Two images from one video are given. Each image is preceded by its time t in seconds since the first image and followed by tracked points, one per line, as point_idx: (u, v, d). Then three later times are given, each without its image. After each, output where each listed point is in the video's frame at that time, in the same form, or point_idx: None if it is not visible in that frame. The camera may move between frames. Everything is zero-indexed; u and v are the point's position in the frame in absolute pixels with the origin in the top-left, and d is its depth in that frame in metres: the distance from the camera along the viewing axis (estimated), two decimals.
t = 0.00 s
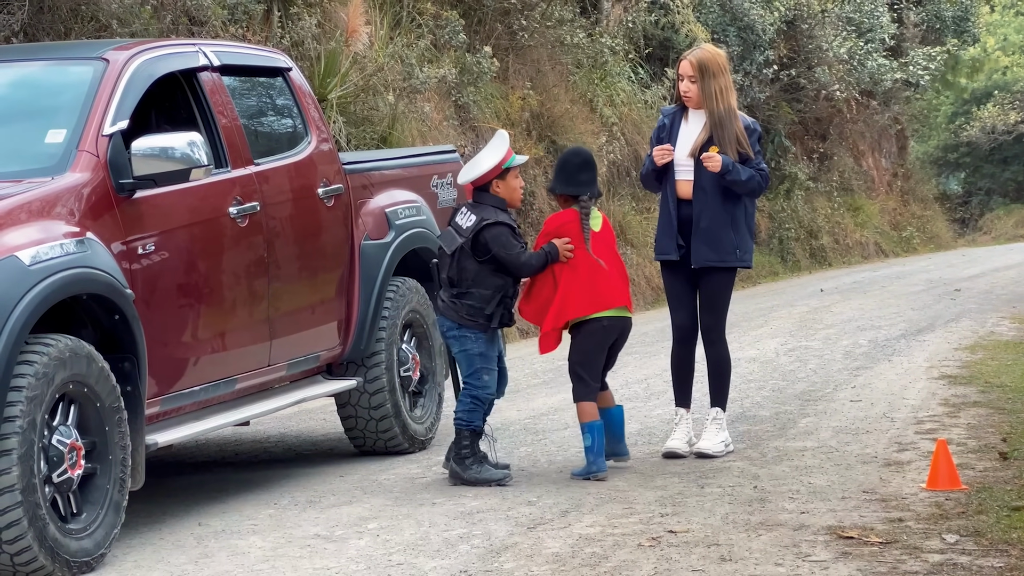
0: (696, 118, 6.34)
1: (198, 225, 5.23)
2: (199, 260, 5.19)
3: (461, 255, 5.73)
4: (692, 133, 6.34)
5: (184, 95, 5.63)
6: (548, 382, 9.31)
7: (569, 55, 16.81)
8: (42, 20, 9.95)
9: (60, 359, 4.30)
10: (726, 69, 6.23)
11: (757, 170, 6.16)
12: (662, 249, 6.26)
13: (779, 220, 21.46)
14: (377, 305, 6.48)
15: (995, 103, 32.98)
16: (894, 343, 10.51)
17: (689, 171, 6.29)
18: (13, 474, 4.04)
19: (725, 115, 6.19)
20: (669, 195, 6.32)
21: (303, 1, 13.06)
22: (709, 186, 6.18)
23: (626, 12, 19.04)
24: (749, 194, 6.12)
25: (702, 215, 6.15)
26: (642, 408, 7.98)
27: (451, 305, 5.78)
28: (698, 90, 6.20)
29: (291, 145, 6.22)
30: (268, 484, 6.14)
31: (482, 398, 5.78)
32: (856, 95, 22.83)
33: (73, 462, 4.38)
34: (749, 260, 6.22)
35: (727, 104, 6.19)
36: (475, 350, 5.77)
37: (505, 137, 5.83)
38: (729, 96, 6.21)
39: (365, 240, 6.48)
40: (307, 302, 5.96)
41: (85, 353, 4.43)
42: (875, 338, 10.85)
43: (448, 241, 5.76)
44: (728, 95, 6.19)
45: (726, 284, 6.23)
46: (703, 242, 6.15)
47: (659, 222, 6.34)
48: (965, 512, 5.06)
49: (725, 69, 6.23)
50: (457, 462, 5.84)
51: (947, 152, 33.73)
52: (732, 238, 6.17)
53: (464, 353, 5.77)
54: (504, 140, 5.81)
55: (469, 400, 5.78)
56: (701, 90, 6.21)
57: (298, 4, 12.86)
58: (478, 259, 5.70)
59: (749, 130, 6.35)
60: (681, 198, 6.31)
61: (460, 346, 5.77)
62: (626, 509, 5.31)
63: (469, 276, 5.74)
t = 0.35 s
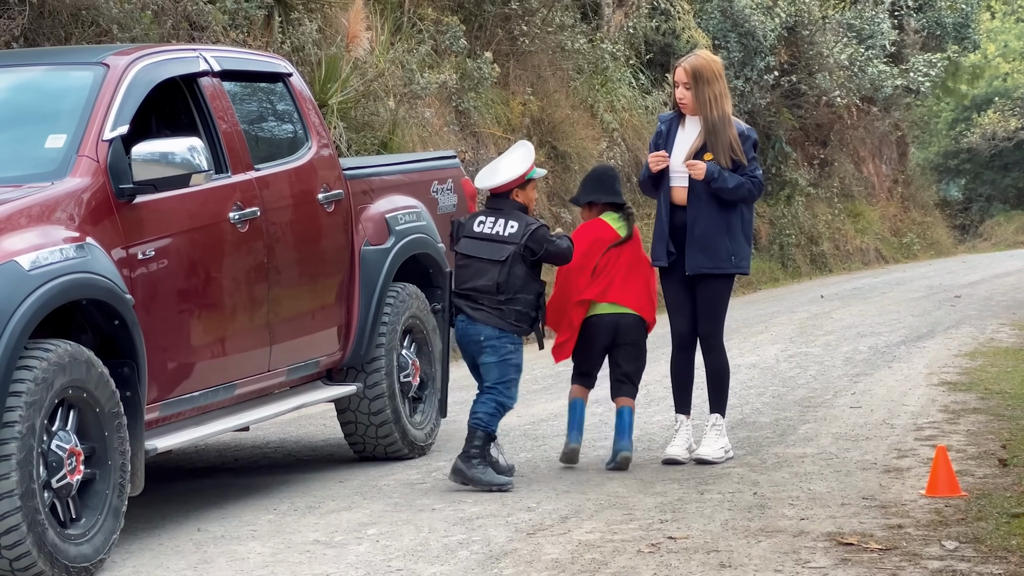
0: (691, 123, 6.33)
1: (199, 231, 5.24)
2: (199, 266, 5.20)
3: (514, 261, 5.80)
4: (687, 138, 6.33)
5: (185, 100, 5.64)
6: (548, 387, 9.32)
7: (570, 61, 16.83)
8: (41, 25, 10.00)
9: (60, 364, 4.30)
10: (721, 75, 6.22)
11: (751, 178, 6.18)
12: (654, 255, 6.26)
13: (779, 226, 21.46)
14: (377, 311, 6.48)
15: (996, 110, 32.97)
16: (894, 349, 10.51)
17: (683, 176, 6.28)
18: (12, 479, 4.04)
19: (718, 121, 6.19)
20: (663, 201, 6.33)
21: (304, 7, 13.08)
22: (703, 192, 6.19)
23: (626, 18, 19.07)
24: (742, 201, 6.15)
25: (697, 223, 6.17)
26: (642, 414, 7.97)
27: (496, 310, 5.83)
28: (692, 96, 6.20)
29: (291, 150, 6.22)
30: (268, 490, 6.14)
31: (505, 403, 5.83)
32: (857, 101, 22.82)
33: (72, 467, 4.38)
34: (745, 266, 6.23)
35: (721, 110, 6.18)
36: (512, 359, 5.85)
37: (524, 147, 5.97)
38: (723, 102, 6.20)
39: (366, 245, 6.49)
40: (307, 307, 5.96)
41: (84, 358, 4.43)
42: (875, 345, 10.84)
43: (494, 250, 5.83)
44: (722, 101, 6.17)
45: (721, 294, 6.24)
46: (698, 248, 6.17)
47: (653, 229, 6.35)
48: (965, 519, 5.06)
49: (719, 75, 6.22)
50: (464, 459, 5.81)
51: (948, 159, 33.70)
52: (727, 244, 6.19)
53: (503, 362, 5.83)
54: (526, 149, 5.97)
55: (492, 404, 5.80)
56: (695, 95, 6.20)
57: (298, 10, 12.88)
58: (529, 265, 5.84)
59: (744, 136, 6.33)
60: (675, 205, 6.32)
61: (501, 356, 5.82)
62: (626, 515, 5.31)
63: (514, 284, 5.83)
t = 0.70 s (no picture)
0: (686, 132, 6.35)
1: (199, 236, 5.24)
2: (198, 271, 5.21)
3: (529, 269, 6.03)
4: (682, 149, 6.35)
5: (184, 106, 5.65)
6: (547, 393, 9.32)
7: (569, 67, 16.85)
8: (41, 30, 10.01)
9: (59, 369, 4.30)
10: (711, 84, 6.24)
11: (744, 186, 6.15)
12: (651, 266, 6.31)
13: (779, 232, 21.48)
14: (376, 317, 6.49)
15: (995, 116, 32.99)
16: (893, 356, 10.51)
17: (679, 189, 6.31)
18: (11, 484, 4.03)
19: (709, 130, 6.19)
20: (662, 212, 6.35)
21: (304, 12, 13.09)
22: (697, 202, 6.19)
23: (626, 24, 19.16)
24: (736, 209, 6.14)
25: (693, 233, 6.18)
26: (642, 421, 7.97)
27: (529, 318, 6.01)
28: (680, 107, 6.24)
29: (290, 156, 6.23)
30: (266, 495, 6.14)
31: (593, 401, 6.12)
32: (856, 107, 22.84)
33: (71, 472, 4.38)
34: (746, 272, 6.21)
35: (711, 118, 6.18)
36: (567, 358, 5.99)
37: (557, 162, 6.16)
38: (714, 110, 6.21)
39: (365, 251, 6.50)
40: (306, 313, 5.97)
41: (83, 363, 4.43)
42: (874, 351, 10.85)
43: (516, 258, 6.06)
44: (712, 111, 6.19)
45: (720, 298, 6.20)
46: (695, 258, 6.18)
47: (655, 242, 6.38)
48: (963, 525, 5.06)
49: (710, 83, 6.24)
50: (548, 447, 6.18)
51: (947, 165, 33.68)
52: (726, 251, 6.17)
53: (562, 365, 5.99)
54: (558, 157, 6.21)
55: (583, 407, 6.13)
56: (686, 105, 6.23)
57: (298, 15, 12.90)
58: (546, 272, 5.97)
59: (737, 143, 6.30)
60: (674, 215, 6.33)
61: (556, 360, 5.98)
62: (624, 522, 5.31)
63: (540, 289, 6.01)
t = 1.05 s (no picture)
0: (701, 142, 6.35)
1: (200, 241, 5.25)
2: (199, 275, 5.21)
3: (567, 270, 6.21)
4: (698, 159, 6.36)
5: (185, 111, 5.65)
6: (548, 399, 9.32)
7: (570, 73, 16.87)
8: (43, 35, 10.03)
9: (59, 374, 4.30)
10: (722, 94, 6.18)
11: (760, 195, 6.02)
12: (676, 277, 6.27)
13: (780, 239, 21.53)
14: (377, 323, 6.49)
15: (997, 124, 32.99)
16: (894, 363, 10.52)
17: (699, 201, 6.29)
18: (11, 488, 4.04)
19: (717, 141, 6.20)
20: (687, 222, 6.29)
21: (306, 18, 13.11)
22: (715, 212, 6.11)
23: (628, 30, 19.11)
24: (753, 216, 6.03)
25: (714, 242, 6.10)
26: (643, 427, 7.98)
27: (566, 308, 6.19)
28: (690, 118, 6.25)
29: (292, 161, 6.24)
30: (267, 501, 6.14)
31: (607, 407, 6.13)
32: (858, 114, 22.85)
33: (71, 477, 4.38)
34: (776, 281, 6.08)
35: (717, 131, 6.19)
36: (595, 359, 6.11)
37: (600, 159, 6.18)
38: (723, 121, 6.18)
39: (366, 257, 6.50)
40: (306, 318, 5.96)
41: (84, 368, 4.43)
42: (875, 358, 10.85)
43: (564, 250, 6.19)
44: (719, 122, 6.17)
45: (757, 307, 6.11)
46: (718, 268, 6.10)
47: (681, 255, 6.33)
48: (964, 533, 5.06)
49: (719, 93, 6.17)
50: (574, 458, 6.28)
51: (948, 172, 33.64)
52: (751, 260, 6.07)
53: (585, 363, 6.13)
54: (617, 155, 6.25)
55: (595, 408, 6.14)
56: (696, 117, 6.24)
57: (300, 20, 12.89)
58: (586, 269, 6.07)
59: (751, 150, 6.18)
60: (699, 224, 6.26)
61: (581, 354, 6.14)
62: (625, 528, 5.31)
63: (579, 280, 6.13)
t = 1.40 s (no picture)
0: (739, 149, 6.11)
1: (204, 244, 5.26)
2: (203, 277, 5.22)
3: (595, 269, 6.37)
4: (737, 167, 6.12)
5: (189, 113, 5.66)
6: (551, 403, 9.32)
7: (574, 77, 16.87)
8: (48, 38, 10.07)
9: (62, 377, 4.31)
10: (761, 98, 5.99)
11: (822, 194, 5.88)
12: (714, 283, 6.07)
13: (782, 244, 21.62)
14: (380, 328, 6.49)
15: (1000, 130, 32.97)
16: (897, 368, 10.51)
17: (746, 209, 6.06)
18: (14, 491, 4.04)
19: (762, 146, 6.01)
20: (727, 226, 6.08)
21: (310, 21, 13.14)
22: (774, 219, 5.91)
23: (631, 35, 19.12)
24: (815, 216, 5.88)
25: (766, 249, 5.91)
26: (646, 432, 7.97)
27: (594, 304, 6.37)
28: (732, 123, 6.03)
29: (295, 165, 6.25)
30: (270, 504, 6.14)
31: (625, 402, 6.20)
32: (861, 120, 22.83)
33: (75, 479, 4.39)
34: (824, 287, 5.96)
35: (759, 136, 5.99)
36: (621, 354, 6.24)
37: (629, 156, 6.26)
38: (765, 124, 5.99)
39: (368, 261, 6.50)
40: (309, 321, 5.97)
41: (87, 371, 4.44)
42: (878, 364, 10.85)
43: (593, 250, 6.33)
44: (760, 127, 5.97)
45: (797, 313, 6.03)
46: (769, 275, 5.91)
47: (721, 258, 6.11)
48: (966, 539, 5.05)
49: (758, 97, 5.97)
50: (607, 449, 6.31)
51: (952, 178, 33.60)
52: (801, 267, 5.90)
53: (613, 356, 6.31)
54: (652, 155, 6.26)
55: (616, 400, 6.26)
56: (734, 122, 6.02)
57: (303, 24, 12.93)
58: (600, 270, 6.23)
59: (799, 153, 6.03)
60: (740, 229, 6.06)
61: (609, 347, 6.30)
62: (627, 532, 5.31)
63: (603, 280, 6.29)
